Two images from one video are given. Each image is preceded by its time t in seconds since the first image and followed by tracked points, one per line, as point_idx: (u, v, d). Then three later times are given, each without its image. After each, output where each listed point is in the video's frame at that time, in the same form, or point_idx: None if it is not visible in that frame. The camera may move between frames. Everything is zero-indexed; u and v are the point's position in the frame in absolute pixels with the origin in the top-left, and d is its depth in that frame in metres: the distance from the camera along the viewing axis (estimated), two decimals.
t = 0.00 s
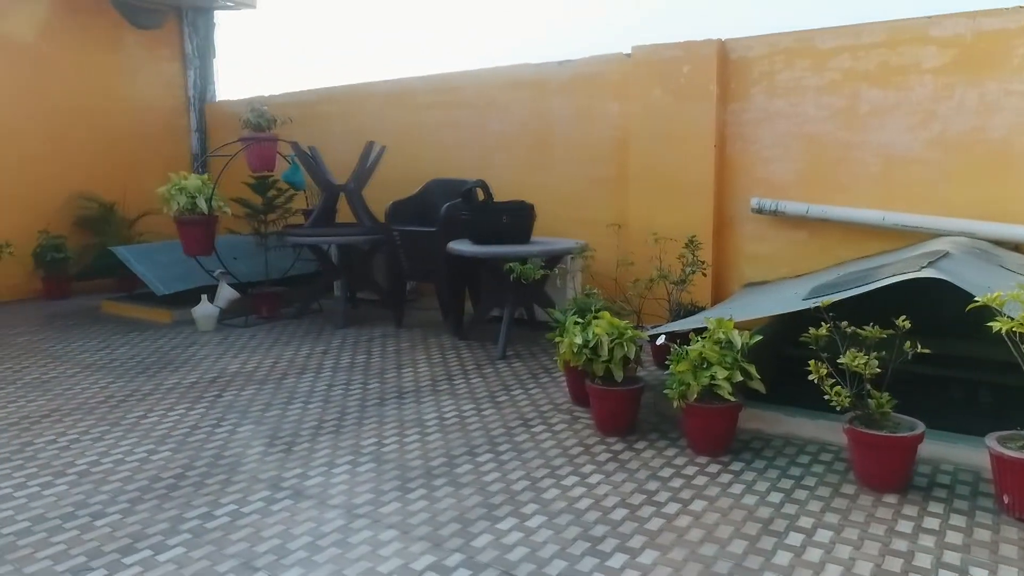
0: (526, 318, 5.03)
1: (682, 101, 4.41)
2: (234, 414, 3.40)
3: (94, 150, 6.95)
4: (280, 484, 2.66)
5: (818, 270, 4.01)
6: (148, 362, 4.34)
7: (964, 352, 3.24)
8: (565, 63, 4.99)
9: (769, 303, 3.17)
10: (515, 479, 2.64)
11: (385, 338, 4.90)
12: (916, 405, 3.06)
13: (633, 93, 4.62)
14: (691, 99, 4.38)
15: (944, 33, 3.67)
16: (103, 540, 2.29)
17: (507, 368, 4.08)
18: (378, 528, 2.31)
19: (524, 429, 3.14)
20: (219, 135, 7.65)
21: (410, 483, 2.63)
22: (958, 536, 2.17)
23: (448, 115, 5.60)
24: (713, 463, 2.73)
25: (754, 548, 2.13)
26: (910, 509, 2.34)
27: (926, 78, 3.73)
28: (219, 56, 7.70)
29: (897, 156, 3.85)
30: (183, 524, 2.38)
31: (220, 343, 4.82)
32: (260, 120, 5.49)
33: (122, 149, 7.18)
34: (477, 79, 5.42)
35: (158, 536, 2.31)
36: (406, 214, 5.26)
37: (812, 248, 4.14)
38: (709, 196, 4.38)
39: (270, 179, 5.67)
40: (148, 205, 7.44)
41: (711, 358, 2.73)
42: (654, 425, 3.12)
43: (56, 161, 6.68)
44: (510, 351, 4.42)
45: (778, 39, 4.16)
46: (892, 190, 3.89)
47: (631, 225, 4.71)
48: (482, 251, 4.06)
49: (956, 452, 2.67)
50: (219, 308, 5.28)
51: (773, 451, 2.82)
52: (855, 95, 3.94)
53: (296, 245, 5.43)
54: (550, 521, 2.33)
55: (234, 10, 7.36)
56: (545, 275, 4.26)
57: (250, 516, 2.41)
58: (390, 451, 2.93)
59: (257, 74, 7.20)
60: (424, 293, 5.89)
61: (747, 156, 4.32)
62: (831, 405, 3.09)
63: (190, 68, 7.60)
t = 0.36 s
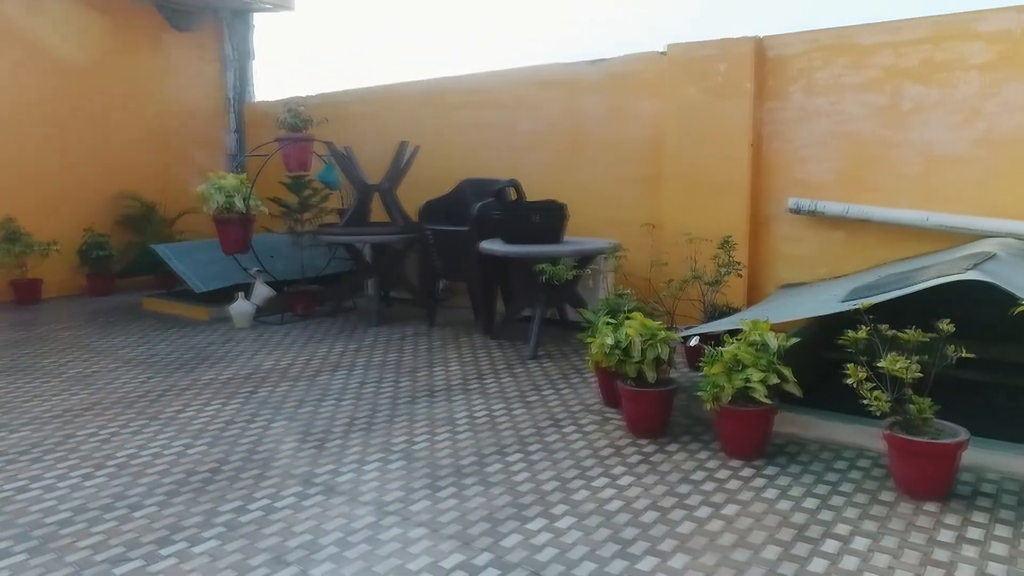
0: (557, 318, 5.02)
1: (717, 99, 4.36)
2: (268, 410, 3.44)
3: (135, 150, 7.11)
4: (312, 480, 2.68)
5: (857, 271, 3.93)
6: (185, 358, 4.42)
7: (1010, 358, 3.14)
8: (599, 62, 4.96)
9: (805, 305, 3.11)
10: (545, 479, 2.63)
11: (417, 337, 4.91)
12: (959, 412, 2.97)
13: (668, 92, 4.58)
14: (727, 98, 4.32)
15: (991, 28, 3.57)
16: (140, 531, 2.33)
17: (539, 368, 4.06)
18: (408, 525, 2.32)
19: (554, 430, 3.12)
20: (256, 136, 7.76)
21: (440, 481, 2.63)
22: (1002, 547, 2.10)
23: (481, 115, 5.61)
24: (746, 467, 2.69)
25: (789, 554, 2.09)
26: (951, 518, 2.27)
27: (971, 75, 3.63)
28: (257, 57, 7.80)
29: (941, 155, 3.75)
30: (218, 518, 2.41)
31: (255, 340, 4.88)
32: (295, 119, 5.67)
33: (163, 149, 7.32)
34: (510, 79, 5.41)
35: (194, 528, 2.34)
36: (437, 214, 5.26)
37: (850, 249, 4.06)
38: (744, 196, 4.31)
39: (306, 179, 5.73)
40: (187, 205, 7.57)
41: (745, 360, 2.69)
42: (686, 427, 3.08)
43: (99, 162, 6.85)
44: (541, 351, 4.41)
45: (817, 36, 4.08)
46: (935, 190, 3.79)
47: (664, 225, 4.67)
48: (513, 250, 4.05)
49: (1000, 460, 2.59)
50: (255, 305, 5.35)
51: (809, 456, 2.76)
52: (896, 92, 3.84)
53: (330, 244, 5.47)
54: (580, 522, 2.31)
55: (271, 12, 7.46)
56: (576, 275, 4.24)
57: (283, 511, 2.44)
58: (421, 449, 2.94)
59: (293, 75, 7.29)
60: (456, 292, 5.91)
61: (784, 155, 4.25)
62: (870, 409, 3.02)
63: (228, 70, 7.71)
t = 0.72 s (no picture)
0: (589, 318, 4.99)
1: (753, 98, 4.30)
2: (301, 406, 3.48)
3: (174, 151, 7.24)
4: (344, 476, 2.70)
5: (897, 273, 3.84)
6: (221, 354, 4.49)
7: None
8: (632, 61, 4.93)
9: (843, 306, 3.06)
10: (576, 480, 2.62)
11: (448, 335, 4.93)
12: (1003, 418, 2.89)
13: (702, 90, 4.53)
14: (763, 96, 4.26)
15: None
16: (177, 523, 2.37)
17: (569, 367, 4.05)
18: (438, 522, 2.32)
19: (585, 430, 3.10)
20: (292, 136, 7.85)
21: (471, 480, 2.63)
22: None
23: (514, 115, 5.60)
24: (781, 471, 2.64)
25: (824, 561, 2.05)
26: (994, 527, 2.21)
27: (1018, 71, 3.53)
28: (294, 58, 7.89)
29: (985, 153, 3.65)
30: (252, 511, 2.44)
31: (289, 337, 4.94)
32: (327, 119, 5.90)
33: (201, 149, 7.45)
34: (544, 79, 5.40)
35: (228, 521, 2.37)
36: (469, 213, 5.26)
37: (889, 250, 3.97)
38: (780, 196, 4.25)
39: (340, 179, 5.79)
40: (223, 204, 7.70)
41: (780, 362, 2.65)
42: (719, 430, 3.04)
43: (139, 162, 7.00)
44: (572, 351, 4.39)
45: (857, 32, 4.00)
46: (979, 189, 3.69)
47: (698, 225, 4.62)
48: (545, 250, 4.04)
49: None
50: (289, 303, 5.41)
51: (846, 461, 2.71)
52: (939, 89, 3.75)
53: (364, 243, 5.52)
54: (610, 523, 2.30)
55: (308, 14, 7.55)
56: (609, 275, 4.21)
57: (315, 506, 2.46)
58: (451, 447, 2.94)
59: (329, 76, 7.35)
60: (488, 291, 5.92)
61: (822, 154, 4.17)
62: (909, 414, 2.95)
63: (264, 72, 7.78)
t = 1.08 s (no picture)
0: (623, 319, 4.96)
1: (793, 96, 4.23)
2: (337, 403, 3.52)
3: (214, 151, 7.38)
4: (379, 473, 2.72)
5: (942, 276, 3.74)
6: (260, 351, 4.55)
7: None
8: (669, 59, 4.88)
9: (886, 309, 2.99)
10: (609, 481, 2.60)
11: (482, 335, 4.94)
12: None
13: (742, 88, 4.47)
14: (804, 94, 4.19)
15: None
16: (216, 516, 2.41)
17: (604, 368, 4.03)
18: (471, 521, 2.32)
19: (619, 431, 3.08)
20: (330, 136, 7.94)
21: (504, 479, 2.63)
22: None
23: (550, 114, 5.59)
24: (819, 476, 2.59)
25: (864, 569, 2.00)
26: None
27: None
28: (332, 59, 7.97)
29: None
30: (289, 506, 2.47)
31: (325, 335, 4.99)
32: (366, 121, 5.70)
33: (241, 150, 7.58)
34: (580, 78, 5.39)
35: (266, 515, 2.41)
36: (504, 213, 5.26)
37: (934, 253, 3.87)
38: (820, 195, 4.17)
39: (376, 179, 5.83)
40: (262, 203, 7.82)
41: (820, 365, 2.59)
42: (756, 434, 2.99)
43: (180, 162, 7.15)
44: (606, 352, 4.36)
45: (902, 29, 3.91)
46: None
47: (736, 225, 4.56)
48: (579, 250, 4.02)
49: None
50: (326, 301, 5.47)
51: (887, 468, 2.65)
52: (989, 86, 3.64)
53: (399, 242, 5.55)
54: (644, 526, 2.27)
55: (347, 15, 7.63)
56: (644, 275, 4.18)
57: (351, 502, 2.48)
58: (485, 446, 2.95)
59: (367, 76, 7.42)
60: (522, 291, 5.92)
61: (864, 154, 4.09)
62: (954, 420, 2.88)
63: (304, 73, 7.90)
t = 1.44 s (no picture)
0: (660, 320, 4.92)
1: (836, 94, 4.15)
2: (374, 401, 3.55)
3: (254, 151, 7.50)
4: (415, 470, 2.73)
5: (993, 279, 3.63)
6: (298, 348, 4.62)
7: None
8: (709, 57, 4.82)
9: (933, 313, 2.92)
10: (645, 483, 2.57)
11: (517, 334, 4.93)
12: None
13: (784, 87, 4.39)
14: (848, 92, 4.10)
15: None
16: (256, 509, 2.45)
17: (640, 369, 3.99)
18: (506, 520, 2.32)
19: (656, 433, 3.05)
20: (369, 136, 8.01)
21: (539, 479, 2.62)
22: None
23: (589, 113, 5.56)
24: (862, 482, 2.53)
25: None
26: None
27: None
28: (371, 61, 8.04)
29: None
30: (326, 501, 2.50)
31: (363, 333, 5.04)
32: (405, 120, 5.78)
33: (280, 149, 7.68)
34: (618, 76, 5.36)
35: (304, 509, 2.44)
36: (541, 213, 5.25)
37: (984, 255, 3.76)
38: (865, 195, 4.08)
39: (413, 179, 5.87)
40: (302, 202, 7.93)
41: (864, 369, 2.54)
42: (796, 438, 2.94)
43: (220, 161, 7.28)
44: (643, 353, 4.33)
45: (952, 24, 3.80)
46: None
47: (776, 226, 4.48)
48: (616, 250, 3.99)
49: None
50: (364, 299, 5.53)
51: (933, 475, 2.58)
52: None
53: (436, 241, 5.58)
54: (681, 529, 2.25)
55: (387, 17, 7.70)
56: (682, 275, 4.13)
57: (387, 498, 2.50)
58: (520, 446, 2.94)
59: (406, 77, 7.47)
60: (558, 291, 5.91)
61: (911, 152, 3.99)
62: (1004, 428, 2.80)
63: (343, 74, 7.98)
